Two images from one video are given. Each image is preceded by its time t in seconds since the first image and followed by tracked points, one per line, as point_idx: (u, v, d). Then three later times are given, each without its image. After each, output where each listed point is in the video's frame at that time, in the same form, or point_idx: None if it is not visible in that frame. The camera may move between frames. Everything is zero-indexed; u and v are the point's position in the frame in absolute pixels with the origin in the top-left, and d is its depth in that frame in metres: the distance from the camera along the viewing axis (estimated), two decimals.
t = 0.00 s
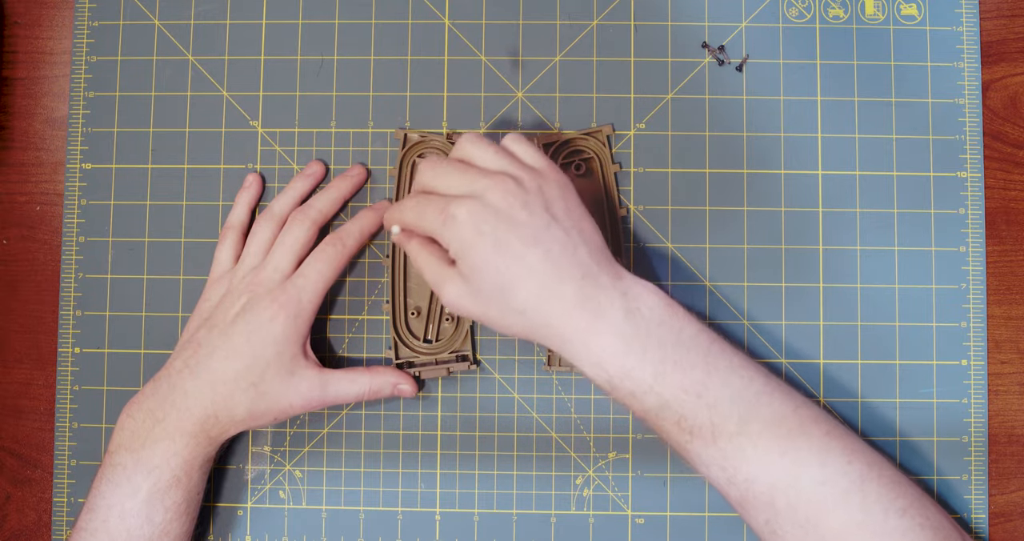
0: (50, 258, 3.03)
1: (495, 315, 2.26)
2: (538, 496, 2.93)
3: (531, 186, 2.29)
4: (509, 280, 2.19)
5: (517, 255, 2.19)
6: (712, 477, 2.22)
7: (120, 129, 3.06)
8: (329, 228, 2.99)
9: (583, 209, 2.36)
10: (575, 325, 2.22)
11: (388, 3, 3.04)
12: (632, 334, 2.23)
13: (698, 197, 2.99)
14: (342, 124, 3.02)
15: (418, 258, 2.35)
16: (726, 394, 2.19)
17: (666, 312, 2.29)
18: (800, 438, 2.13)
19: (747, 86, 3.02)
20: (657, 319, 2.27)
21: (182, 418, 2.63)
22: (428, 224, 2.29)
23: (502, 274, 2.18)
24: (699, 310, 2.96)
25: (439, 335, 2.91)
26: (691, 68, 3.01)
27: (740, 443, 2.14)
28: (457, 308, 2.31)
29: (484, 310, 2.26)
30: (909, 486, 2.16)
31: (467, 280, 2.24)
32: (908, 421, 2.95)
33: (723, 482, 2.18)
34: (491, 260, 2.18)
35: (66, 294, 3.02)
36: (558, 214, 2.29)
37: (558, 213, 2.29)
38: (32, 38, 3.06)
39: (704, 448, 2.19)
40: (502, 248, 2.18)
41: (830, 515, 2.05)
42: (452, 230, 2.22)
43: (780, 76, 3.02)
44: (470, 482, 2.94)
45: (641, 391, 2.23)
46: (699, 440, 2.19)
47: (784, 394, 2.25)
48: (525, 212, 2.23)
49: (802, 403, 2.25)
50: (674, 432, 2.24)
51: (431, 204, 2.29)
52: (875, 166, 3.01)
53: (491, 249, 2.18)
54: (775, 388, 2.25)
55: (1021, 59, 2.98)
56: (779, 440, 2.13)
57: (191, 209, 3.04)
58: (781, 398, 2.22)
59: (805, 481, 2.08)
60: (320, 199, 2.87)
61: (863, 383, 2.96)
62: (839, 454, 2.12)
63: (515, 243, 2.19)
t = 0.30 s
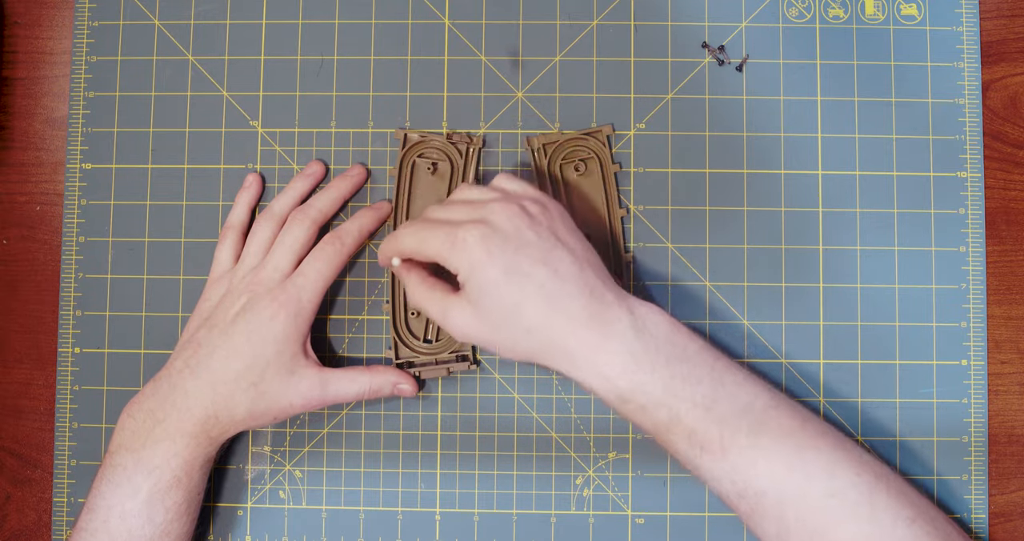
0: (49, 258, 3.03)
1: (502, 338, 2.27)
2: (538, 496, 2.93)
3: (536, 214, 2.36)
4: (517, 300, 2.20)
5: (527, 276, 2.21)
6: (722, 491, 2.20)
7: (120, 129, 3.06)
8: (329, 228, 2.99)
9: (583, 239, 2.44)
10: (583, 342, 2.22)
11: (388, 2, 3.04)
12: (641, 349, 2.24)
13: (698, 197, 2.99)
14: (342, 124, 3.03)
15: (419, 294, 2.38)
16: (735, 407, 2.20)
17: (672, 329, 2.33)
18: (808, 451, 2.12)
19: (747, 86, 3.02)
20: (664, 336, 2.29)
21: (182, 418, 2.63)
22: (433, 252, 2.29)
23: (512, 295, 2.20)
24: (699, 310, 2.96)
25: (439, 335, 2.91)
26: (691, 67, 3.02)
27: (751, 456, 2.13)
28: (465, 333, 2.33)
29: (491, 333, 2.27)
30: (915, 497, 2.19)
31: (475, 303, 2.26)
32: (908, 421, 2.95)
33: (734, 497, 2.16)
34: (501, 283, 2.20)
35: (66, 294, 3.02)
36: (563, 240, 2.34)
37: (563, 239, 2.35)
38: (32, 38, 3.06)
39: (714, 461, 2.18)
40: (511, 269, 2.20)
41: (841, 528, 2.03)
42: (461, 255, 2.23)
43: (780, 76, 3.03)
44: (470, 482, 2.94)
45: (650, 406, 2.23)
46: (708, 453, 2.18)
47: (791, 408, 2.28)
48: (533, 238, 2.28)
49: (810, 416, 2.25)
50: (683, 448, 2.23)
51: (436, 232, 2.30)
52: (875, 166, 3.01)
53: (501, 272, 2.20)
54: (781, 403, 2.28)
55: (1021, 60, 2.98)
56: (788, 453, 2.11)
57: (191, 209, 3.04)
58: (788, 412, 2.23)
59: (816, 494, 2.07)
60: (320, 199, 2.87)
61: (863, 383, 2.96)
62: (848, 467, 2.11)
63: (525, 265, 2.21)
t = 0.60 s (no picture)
0: (50, 258, 3.03)
1: (499, 353, 2.29)
2: (538, 496, 2.93)
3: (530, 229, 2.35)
4: (512, 318, 2.22)
5: (522, 292, 2.21)
6: (718, 503, 2.28)
7: (120, 129, 3.06)
8: (329, 228, 2.99)
9: (575, 252, 2.45)
10: (580, 359, 2.27)
11: (388, 2, 3.04)
12: (636, 365, 2.30)
13: (698, 197, 2.99)
14: (342, 124, 3.02)
15: (412, 308, 2.37)
16: (728, 419, 2.28)
17: (666, 342, 2.39)
18: (803, 460, 2.21)
19: (747, 86, 3.02)
20: (658, 350, 2.36)
21: (182, 418, 2.63)
22: (424, 266, 2.28)
23: (506, 311, 2.21)
24: (699, 310, 2.96)
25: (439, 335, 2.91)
26: (691, 67, 3.01)
27: (745, 468, 2.21)
28: (459, 345, 2.33)
29: (488, 349, 2.29)
30: (911, 505, 2.25)
31: (469, 318, 2.27)
32: (908, 421, 2.95)
33: (730, 507, 2.24)
34: (495, 299, 2.19)
35: (66, 294, 3.02)
36: (557, 255, 2.35)
37: (557, 255, 2.35)
38: (32, 38, 3.06)
39: (710, 474, 2.25)
40: (506, 286, 2.20)
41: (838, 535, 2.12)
42: (454, 269, 2.21)
43: (780, 76, 3.02)
44: (470, 482, 2.94)
45: (646, 420, 2.30)
46: (705, 466, 2.25)
47: (783, 418, 2.34)
48: (527, 252, 2.28)
49: (801, 426, 2.34)
50: (679, 462, 2.29)
51: (428, 248, 2.28)
52: (874, 167, 3.01)
53: (496, 287, 2.19)
54: (774, 413, 2.35)
55: (1021, 59, 2.98)
56: (783, 463, 2.20)
57: (191, 209, 3.03)
58: (781, 422, 2.31)
59: (811, 502, 2.16)
60: (320, 199, 2.87)
61: (863, 383, 2.96)
62: (842, 474, 2.21)
63: (518, 282, 2.21)
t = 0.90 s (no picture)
0: (49, 258, 3.03)
1: (510, 347, 2.28)
2: (538, 496, 2.93)
3: (546, 224, 2.39)
4: (527, 310, 2.23)
5: (537, 285, 2.23)
6: (724, 504, 2.28)
7: (120, 129, 3.06)
8: (329, 228, 2.99)
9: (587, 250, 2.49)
10: (591, 355, 2.27)
11: (388, 2, 3.04)
12: (646, 363, 2.31)
13: (698, 197, 2.99)
14: (342, 124, 3.02)
15: (421, 298, 2.39)
16: (737, 419, 2.29)
17: (675, 343, 2.41)
18: (810, 464, 2.22)
19: (747, 86, 3.02)
20: (667, 350, 2.38)
21: (182, 418, 2.63)
22: (440, 253, 2.30)
23: (521, 302, 2.22)
24: (699, 310, 2.96)
25: (439, 335, 2.91)
26: (691, 67, 3.01)
27: (753, 469, 2.22)
28: (469, 338, 2.33)
29: (499, 341, 2.29)
30: (914, 509, 2.26)
31: (483, 309, 2.27)
32: (908, 421, 2.95)
33: (736, 508, 2.25)
34: (512, 289, 2.21)
35: (65, 294, 3.02)
36: (571, 252, 2.38)
37: (571, 251, 2.38)
38: (32, 38, 3.06)
39: (717, 474, 2.25)
40: (522, 277, 2.22)
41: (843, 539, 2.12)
42: (471, 258, 2.23)
43: (780, 76, 3.02)
44: (470, 482, 2.94)
45: (655, 418, 2.30)
46: (712, 466, 2.25)
47: (790, 421, 2.36)
48: (543, 245, 2.31)
49: (808, 429, 2.36)
50: (687, 461, 2.29)
51: (445, 234, 2.30)
52: (875, 167, 3.01)
53: (512, 278, 2.21)
54: (782, 416, 2.37)
55: (1021, 60, 2.98)
56: (790, 466, 2.21)
57: (191, 209, 3.03)
58: (789, 424, 2.33)
59: (817, 506, 2.16)
60: (320, 199, 2.87)
61: (863, 383, 2.96)
62: (847, 479, 2.22)
63: (535, 274, 2.23)
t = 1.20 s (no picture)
0: (49, 258, 3.03)
1: (501, 340, 2.30)
2: (538, 497, 2.93)
3: (541, 219, 2.40)
4: (519, 304, 2.24)
5: (531, 279, 2.24)
6: (714, 499, 2.29)
7: (120, 129, 3.06)
8: (329, 227, 2.99)
9: (581, 246, 2.51)
10: (582, 350, 2.29)
11: (388, 2, 3.04)
12: (638, 358, 2.33)
13: (698, 197, 2.99)
14: (342, 124, 3.02)
15: (416, 291, 2.37)
16: (728, 414, 2.30)
17: (667, 338, 2.42)
18: (800, 459, 2.23)
19: (747, 86, 3.02)
20: (660, 345, 2.39)
21: (182, 419, 2.63)
22: (436, 244, 2.27)
23: (514, 296, 2.23)
24: (699, 310, 2.96)
25: (439, 335, 2.91)
26: (691, 68, 3.01)
27: (744, 464, 2.22)
28: (462, 331, 2.34)
29: (491, 334, 2.30)
30: (908, 506, 2.26)
31: (476, 302, 2.28)
32: (908, 421, 2.95)
33: (726, 503, 2.25)
34: (505, 283, 2.22)
35: (65, 294, 3.02)
36: (565, 246, 2.38)
37: (565, 246, 2.39)
38: (32, 38, 3.06)
39: (708, 469, 2.26)
40: (515, 271, 2.22)
41: (832, 534, 2.13)
42: (466, 250, 2.22)
43: (780, 76, 3.02)
44: (470, 482, 2.94)
45: (646, 413, 2.32)
46: (703, 462, 2.26)
47: (783, 417, 2.36)
48: (538, 240, 2.32)
49: (801, 426, 2.36)
50: (678, 456, 2.30)
51: (441, 225, 2.27)
52: (875, 167, 3.01)
53: (507, 272, 2.22)
54: (775, 412, 2.37)
55: (1021, 60, 2.98)
56: (781, 461, 2.22)
57: (191, 209, 3.03)
58: (781, 420, 2.34)
59: (807, 501, 2.17)
60: (320, 199, 2.87)
61: (863, 383, 2.96)
62: (839, 475, 2.23)
63: (528, 268, 2.24)
